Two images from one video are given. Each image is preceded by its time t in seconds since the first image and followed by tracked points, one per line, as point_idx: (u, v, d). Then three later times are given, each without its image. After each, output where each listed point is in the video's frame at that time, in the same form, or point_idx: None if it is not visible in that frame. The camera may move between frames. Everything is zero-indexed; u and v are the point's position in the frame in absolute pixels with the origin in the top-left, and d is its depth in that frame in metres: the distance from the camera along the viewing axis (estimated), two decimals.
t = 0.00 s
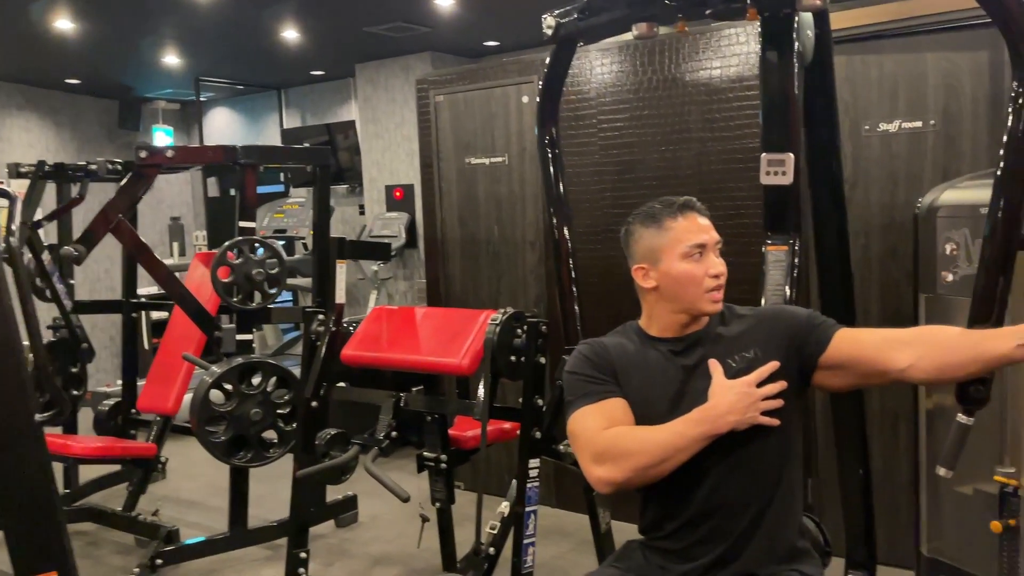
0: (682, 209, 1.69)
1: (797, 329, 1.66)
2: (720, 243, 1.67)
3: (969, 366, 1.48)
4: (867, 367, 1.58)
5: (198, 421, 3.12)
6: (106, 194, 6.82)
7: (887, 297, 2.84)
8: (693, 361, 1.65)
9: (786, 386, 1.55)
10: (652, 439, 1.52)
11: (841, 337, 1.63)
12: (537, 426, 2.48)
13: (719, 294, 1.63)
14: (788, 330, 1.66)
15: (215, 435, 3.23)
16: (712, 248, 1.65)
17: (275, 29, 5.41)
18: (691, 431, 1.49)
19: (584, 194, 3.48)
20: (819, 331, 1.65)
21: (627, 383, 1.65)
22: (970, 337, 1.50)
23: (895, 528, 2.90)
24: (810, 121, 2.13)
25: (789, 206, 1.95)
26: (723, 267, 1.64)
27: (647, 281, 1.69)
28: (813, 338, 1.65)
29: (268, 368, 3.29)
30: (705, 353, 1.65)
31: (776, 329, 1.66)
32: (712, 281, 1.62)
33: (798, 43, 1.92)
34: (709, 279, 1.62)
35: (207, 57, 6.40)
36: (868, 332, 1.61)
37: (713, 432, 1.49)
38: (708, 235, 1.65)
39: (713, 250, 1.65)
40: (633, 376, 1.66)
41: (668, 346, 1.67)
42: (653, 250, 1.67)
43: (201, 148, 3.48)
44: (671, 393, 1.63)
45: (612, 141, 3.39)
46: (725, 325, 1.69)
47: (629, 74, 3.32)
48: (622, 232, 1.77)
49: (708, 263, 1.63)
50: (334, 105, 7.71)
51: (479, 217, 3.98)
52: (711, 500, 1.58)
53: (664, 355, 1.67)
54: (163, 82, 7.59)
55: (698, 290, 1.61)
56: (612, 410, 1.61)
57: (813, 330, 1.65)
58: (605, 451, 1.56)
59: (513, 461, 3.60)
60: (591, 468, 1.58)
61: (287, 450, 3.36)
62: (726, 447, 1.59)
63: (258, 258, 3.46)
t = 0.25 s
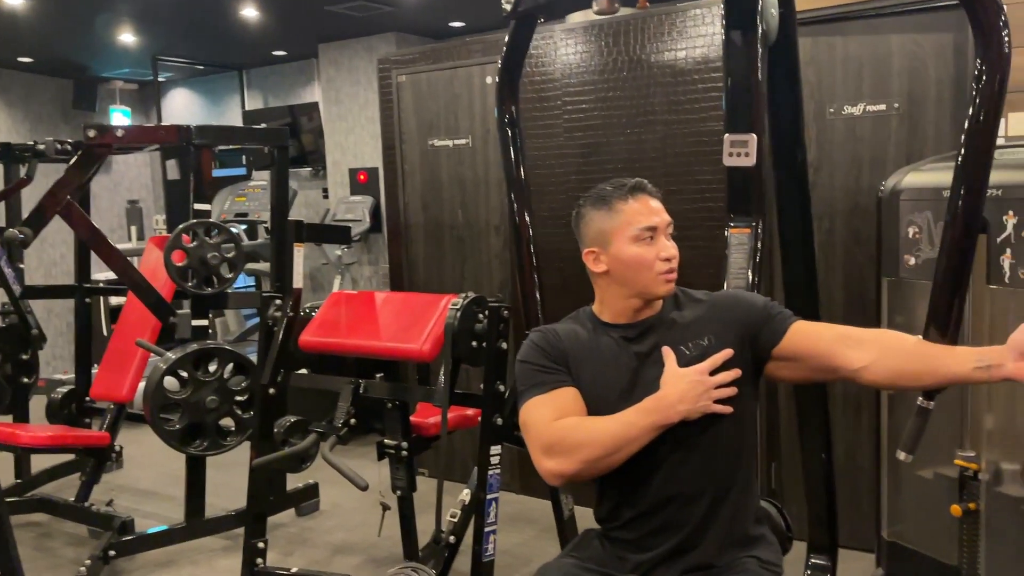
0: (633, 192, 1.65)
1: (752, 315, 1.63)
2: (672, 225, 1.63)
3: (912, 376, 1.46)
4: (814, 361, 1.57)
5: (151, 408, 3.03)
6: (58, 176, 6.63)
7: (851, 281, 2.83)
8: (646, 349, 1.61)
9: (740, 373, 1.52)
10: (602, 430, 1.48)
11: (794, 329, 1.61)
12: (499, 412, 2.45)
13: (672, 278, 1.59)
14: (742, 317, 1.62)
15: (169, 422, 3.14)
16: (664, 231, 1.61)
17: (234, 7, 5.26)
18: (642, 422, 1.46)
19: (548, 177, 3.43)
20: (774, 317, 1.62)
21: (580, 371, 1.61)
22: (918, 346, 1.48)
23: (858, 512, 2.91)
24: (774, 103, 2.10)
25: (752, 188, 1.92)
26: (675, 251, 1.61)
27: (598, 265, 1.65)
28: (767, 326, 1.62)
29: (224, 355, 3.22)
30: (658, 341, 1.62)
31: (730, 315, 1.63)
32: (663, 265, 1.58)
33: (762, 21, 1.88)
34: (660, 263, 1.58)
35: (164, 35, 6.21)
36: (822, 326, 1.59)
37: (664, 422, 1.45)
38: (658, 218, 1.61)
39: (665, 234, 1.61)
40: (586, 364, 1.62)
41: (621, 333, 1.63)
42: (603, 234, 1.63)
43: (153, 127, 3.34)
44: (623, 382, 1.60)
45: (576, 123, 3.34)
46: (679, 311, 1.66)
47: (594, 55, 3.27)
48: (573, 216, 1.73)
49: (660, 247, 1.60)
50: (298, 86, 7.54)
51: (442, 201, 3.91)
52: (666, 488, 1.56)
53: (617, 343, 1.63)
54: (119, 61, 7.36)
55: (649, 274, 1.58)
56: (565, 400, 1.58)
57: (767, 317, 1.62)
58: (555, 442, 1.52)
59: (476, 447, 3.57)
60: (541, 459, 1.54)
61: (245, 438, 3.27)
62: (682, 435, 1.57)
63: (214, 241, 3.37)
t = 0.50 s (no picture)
0: (596, 174, 1.62)
1: (717, 300, 1.60)
2: (635, 209, 1.60)
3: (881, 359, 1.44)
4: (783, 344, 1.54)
5: (111, 396, 2.96)
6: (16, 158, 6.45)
7: (820, 266, 2.83)
8: (609, 334, 1.59)
9: (702, 358, 1.49)
10: (559, 417, 1.47)
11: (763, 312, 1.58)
12: (465, 399, 2.42)
13: (634, 263, 1.56)
14: (707, 301, 1.60)
15: (129, 410, 3.07)
16: (626, 215, 1.58)
17: None
18: (600, 407, 1.44)
19: (518, 161, 3.39)
20: (739, 302, 1.60)
21: (542, 356, 1.60)
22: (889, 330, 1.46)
23: (824, 496, 2.93)
24: (743, 87, 2.08)
25: (721, 171, 1.90)
26: (638, 235, 1.57)
27: (560, 249, 1.62)
28: (733, 311, 1.59)
29: (185, 341, 3.15)
30: (621, 326, 1.59)
31: (695, 300, 1.60)
32: (625, 250, 1.56)
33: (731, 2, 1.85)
34: (622, 248, 1.55)
35: (125, 14, 6.05)
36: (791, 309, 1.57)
37: (623, 408, 1.43)
38: (621, 202, 1.58)
39: (628, 217, 1.58)
40: (548, 349, 1.60)
41: (584, 318, 1.61)
42: (565, 217, 1.60)
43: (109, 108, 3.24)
44: (585, 368, 1.57)
45: (546, 106, 3.30)
46: (644, 295, 1.63)
47: (564, 37, 3.22)
48: (536, 199, 1.69)
49: (622, 231, 1.57)
50: (265, 68, 7.40)
51: (410, 184, 3.85)
52: (628, 474, 1.54)
53: (580, 328, 1.60)
54: (80, 40, 7.16)
55: (610, 259, 1.55)
56: (525, 385, 1.56)
57: (733, 302, 1.60)
58: (513, 428, 1.51)
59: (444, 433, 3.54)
60: (501, 446, 1.53)
61: (207, 426, 3.21)
62: (643, 420, 1.55)
63: (175, 225, 3.29)
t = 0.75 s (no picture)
0: (544, 159, 1.59)
1: (692, 288, 1.58)
2: (581, 193, 1.55)
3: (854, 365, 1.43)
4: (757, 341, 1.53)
5: (74, 384, 2.89)
6: None
7: (791, 252, 2.84)
8: (583, 320, 1.57)
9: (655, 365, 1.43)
10: (507, 422, 1.46)
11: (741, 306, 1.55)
12: (435, 385, 2.39)
13: (579, 251, 1.53)
14: (681, 289, 1.58)
15: (93, 398, 3.00)
16: (568, 201, 1.55)
17: None
18: (543, 416, 1.42)
19: (490, 146, 3.36)
20: (714, 291, 1.58)
21: (509, 341, 1.59)
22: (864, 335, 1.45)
23: (794, 481, 2.94)
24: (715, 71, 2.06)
25: (692, 154, 1.89)
26: (582, 221, 1.54)
27: (518, 237, 1.64)
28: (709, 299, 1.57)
29: (151, 328, 3.09)
30: (594, 312, 1.57)
31: (668, 287, 1.58)
32: (564, 239, 1.53)
33: None
34: (562, 237, 1.53)
35: None
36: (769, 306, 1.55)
37: (564, 420, 1.40)
38: (562, 189, 1.54)
39: (571, 203, 1.54)
40: (515, 334, 1.59)
41: (557, 303, 1.59)
42: (515, 207, 1.61)
43: (68, 87, 3.09)
44: (557, 355, 1.56)
45: (518, 90, 3.27)
46: (620, 280, 1.60)
47: (536, 20, 3.18)
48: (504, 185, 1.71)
49: (564, 219, 1.54)
50: (234, 50, 7.26)
51: (381, 169, 3.80)
52: (595, 461, 1.53)
53: (554, 313, 1.59)
54: (42, 19, 6.97)
55: (551, 249, 1.54)
56: (486, 382, 1.56)
57: (709, 290, 1.58)
58: (468, 427, 1.52)
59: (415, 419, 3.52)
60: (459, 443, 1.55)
61: (174, 414, 3.16)
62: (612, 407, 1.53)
63: (139, 209, 3.21)
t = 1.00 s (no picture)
0: (505, 153, 1.56)
1: (682, 291, 1.51)
2: (535, 189, 1.51)
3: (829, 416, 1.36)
4: (742, 366, 1.46)
5: (40, 373, 2.83)
6: None
7: (766, 240, 2.84)
8: (566, 313, 1.54)
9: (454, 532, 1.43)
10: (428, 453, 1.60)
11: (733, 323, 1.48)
12: (410, 374, 2.38)
13: (530, 250, 1.52)
14: (668, 292, 1.51)
15: (60, 388, 2.95)
16: (519, 198, 1.51)
17: None
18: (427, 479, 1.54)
19: (465, 133, 3.33)
20: (706, 297, 1.51)
21: (487, 328, 1.61)
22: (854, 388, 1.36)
23: (769, 468, 2.96)
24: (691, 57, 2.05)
25: (667, 144, 1.97)
26: (533, 219, 1.51)
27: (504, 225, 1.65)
28: (702, 305, 1.50)
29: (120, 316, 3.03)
30: (578, 307, 1.53)
31: (655, 288, 1.52)
32: (515, 237, 1.53)
33: None
34: (513, 236, 1.53)
35: None
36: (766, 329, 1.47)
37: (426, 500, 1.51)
38: (512, 186, 1.52)
39: (523, 201, 1.51)
40: (494, 321, 1.60)
41: (541, 293, 1.57)
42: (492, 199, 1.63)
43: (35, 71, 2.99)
44: (537, 348, 1.54)
45: (494, 77, 3.23)
46: (610, 272, 1.56)
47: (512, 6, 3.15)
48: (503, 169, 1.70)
49: (516, 217, 1.52)
50: (206, 33, 7.13)
51: (356, 155, 3.76)
52: (569, 454, 1.52)
53: (541, 302, 1.56)
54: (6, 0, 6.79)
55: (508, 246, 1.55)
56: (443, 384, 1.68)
57: (701, 295, 1.51)
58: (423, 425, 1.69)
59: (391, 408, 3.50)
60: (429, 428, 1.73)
61: (144, 404, 3.11)
62: (587, 402, 1.50)
63: (106, 195, 3.14)
